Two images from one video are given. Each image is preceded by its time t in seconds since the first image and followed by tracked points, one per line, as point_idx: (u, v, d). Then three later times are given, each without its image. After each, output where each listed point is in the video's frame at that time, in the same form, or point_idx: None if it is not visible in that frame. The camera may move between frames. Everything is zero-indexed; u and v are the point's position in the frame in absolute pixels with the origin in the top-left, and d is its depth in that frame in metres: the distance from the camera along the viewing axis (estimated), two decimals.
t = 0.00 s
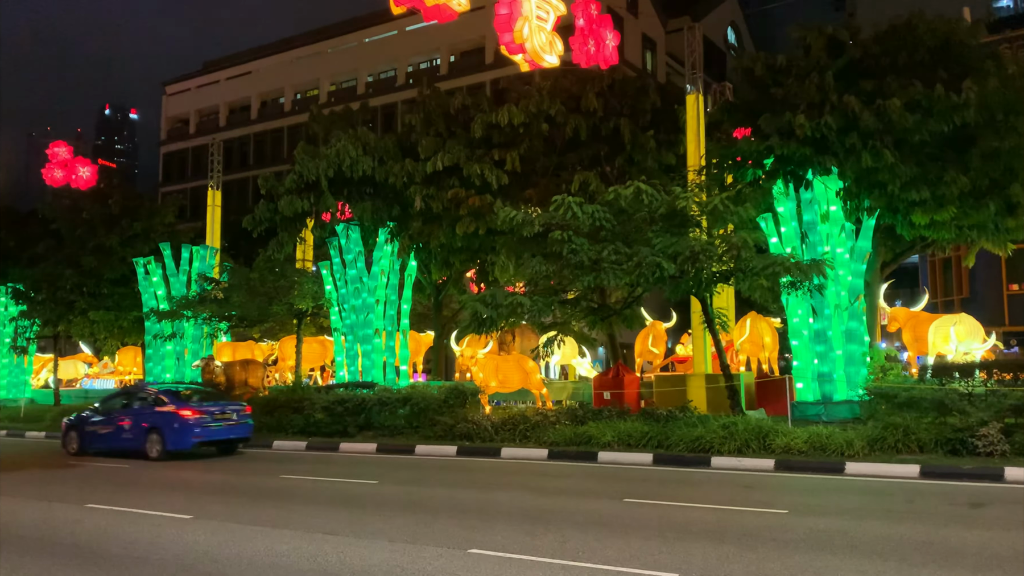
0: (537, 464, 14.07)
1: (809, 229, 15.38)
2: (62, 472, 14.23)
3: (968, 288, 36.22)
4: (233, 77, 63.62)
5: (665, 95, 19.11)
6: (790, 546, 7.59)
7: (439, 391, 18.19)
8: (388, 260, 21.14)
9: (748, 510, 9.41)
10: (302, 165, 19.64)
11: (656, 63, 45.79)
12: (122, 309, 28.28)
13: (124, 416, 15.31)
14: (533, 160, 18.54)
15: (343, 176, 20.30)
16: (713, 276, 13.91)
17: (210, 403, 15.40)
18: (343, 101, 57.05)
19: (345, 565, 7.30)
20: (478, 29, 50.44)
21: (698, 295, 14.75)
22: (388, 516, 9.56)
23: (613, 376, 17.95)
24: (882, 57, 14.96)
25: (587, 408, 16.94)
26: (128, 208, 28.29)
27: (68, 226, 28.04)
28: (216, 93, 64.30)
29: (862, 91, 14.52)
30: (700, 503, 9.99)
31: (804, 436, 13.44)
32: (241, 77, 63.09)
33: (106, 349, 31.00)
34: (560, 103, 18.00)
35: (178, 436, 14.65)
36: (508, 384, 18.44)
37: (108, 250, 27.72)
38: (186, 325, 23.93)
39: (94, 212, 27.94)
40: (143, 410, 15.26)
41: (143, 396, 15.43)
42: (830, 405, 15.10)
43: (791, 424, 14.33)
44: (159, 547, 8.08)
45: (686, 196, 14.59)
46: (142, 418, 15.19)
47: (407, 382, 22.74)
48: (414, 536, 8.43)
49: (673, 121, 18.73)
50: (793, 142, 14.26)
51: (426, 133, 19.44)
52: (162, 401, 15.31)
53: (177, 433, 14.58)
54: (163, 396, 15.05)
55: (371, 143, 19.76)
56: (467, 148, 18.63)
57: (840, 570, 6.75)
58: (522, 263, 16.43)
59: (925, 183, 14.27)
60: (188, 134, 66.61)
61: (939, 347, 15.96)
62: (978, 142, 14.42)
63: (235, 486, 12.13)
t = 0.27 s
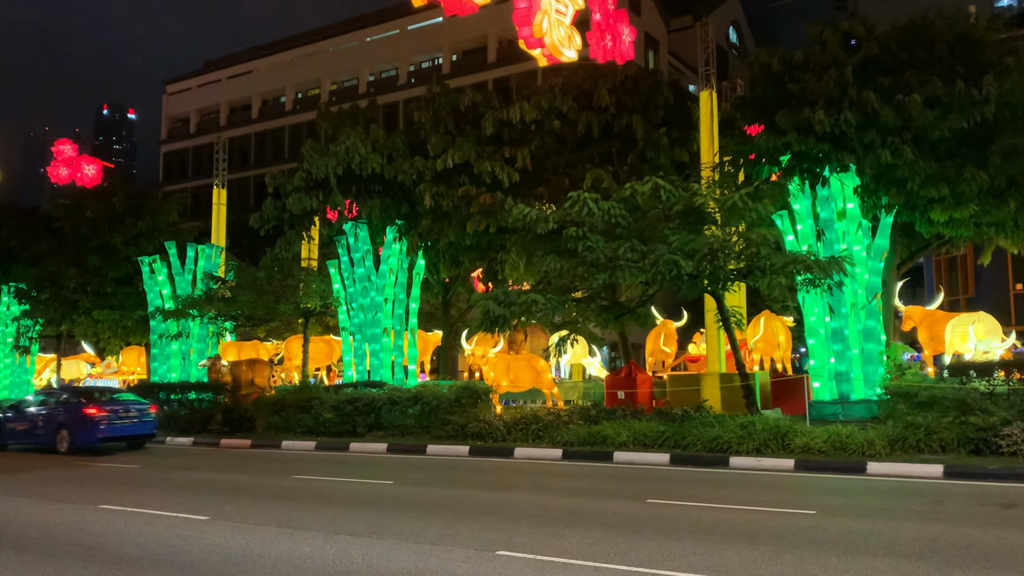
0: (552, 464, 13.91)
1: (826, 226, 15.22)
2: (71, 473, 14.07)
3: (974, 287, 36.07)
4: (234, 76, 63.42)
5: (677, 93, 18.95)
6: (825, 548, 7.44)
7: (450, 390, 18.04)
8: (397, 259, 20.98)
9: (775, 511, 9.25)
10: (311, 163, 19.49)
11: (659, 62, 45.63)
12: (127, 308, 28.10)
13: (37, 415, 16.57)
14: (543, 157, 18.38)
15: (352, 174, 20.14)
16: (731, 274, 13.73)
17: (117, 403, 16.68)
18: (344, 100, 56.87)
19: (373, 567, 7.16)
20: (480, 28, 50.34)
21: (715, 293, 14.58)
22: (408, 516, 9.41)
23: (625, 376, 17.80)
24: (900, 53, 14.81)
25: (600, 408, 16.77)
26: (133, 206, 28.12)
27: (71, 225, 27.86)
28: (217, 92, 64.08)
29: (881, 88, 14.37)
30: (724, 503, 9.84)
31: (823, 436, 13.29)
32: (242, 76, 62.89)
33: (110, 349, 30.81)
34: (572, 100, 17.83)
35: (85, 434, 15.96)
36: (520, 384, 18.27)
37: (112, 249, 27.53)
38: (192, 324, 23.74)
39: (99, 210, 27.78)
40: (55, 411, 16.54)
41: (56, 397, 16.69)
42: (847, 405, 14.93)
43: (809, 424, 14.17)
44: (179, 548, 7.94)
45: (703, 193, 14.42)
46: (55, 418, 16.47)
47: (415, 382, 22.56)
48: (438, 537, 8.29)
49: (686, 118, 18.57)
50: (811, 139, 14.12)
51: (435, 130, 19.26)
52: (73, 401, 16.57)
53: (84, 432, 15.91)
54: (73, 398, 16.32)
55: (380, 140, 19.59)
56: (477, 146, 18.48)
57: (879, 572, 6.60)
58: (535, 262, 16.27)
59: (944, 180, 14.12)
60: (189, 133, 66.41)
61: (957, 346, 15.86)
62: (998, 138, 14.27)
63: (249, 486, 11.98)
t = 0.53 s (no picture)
0: (568, 467, 13.72)
1: (843, 226, 15.05)
2: (81, 477, 13.86)
3: (980, 288, 35.91)
4: (235, 76, 63.13)
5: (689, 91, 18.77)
6: (863, 555, 7.27)
7: (460, 392, 17.86)
8: (405, 259, 20.81)
9: (802, 515, 9.07)
10: (319, 162, 19.29)
11: (663, 61, 45.44)
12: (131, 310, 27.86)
13: None
14: (555, 157, 18.19)
15: (360, 174, 19.95)
16: (750, 274, 13.55)
17: (35, 406, 16.98)
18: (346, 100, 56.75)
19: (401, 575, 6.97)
20: (482, 28, 50.26)
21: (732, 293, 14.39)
22: (429, 522, 9.22)
23: (638, 377, 17.62)
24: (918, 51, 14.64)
25: (614, 410, 16.59)
26: (136, 207, 27.91)
27: (75, 225, 27.65)
28: (218, 93, 63.83)
29: (900, 86, 14.20)
30: (751, 508, 9.66)
31: (844, 438, 13.10)
32: (242, 76, 62.63)
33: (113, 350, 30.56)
34: (584, 98, 17.61)
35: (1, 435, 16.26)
36: (531, 385, 18.08)
37: (116, 250, 27.33)
38: (197, 326, 23.52)
39: (102, 211, 27.55)
40: None
41: None
42: (865, 406, 14.74)
43: (828, 426, 13.99)
44: (199, 555, 7.75)
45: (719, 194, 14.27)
46: None
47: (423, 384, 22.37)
48: (464, 544, 8.10)
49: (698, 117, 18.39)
50: (830, 138, 13.96)
51: (445, 130, 19.08)
52: None
53: None
54: None
55: (390, 139, 19.39)
56: (488, 145, 18.29)
57: None
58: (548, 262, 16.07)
59: (964, 179, 13.95)
60: (189, 134, 66.11)
61: (976, 347, 15.77)
62: (1018, 137, 14.11)
63: (262, 490, 11.79)
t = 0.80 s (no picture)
0: (583, 470, 13.56)
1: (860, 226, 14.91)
2: (90, 480, 13.66)
3: (985, 289, 35.79)
4: (235, 77, 62.88)
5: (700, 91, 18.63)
6: (901, 560, 7.12)
7: (471, 393, 17.69)
8: (413, 260, 20.65)
9: (829, 519, 8.92)
10: (327, 162, 19.12)
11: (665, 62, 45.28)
12: (134, 311, 27.64)
13: None
14: (565, 156, 18.04)
15: (368, 174, 19.79)
16: (768, 274, 13.40)
17: None
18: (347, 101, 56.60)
19: None
20: (484, 28, 50.12)
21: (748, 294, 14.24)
22: (450, 526, 9.04)
23: (650, 379, 17.47)
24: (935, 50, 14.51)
25: (627, 412, 16.42)
26: (140, 207, 27.71)
27: (78, 226, 27.44)
28: (218, 93, 63.55)
29: (917, 84, 14.07)
30: (777, 512, 9.51)
31: (864, 440, 12.96)
32: (242, 77, 62.40)
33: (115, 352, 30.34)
34: (596, 97, 17.42)
35: None
36: (542, 387, 17.90)
37: (119, 250, 27.12)
38: (202, 327, 23.31)
39: (105, 211, 27.35)
40: None
41: None
42: (882, 408, 14.59)
43: (846, 428, 13.84)
44: (220, 561, 7.58)
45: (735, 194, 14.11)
46: None
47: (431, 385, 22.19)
48: (490, 549, 7.93)
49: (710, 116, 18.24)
50: (847, 137, 13.83)
51: (455, 129, 18.91)
52: None
53: None
54: None
55: (398, 139, 19.21)
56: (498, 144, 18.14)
57: None
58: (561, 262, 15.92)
59: (983, 178, 13.82)
60: (188, 135, 65.85)
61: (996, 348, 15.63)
62: None
63: (276, 493, 11.62)
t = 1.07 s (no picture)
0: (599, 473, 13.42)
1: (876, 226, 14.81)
2: (99, 484, 13.49)
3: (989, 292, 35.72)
4: (235, 78, 62.61)
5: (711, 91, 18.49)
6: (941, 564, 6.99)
7: (481, 396, 17.56)
8: (421, 261, 20.51)
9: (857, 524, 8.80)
10: (336, 162, 18.97)
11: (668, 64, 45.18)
12: (137, 312, 27.42)
13: None
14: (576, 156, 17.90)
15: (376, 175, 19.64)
16: (786, 275, 13.29)
17: None
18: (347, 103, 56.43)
19: None
20: (485, 30, 49.97)
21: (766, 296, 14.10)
22: (474, 530, 8.88)
23: (662, 381, 17.34)
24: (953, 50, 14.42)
25: (640, 414, 16.28)
26: (143, 208, 27.51)
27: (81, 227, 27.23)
28: (218, 95, 63.28)
29: (936, 84, 13.95)
30: (804, 515, 9.35)
31: (884, 443, 12.82)
32: (242, 78, 62.14)
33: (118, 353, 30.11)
34: (609, 97, 17.27)
35: None
36: (553, 390, 17.75)
37: (123, 251, 26.94)
38: (208, 329, 23.14)
39: (108, 212, 27.13)
40: None
41: None
42: (900, 410, 14.47)
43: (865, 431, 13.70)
44: (244, 566, 7.40)
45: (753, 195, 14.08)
46: None
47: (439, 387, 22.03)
48: (518, 554, 7.76)
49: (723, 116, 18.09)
50: (866, 137, 13.72)
51: (466, 130, 18.79)
52: None
53: None
54: None
55: (408, 139, 19.07)
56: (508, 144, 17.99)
57: None
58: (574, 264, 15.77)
59: (1004, 178, 13.69)
60: (188, 136, 65.52)
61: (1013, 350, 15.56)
62: None
63: (291, 496, 11.47)
